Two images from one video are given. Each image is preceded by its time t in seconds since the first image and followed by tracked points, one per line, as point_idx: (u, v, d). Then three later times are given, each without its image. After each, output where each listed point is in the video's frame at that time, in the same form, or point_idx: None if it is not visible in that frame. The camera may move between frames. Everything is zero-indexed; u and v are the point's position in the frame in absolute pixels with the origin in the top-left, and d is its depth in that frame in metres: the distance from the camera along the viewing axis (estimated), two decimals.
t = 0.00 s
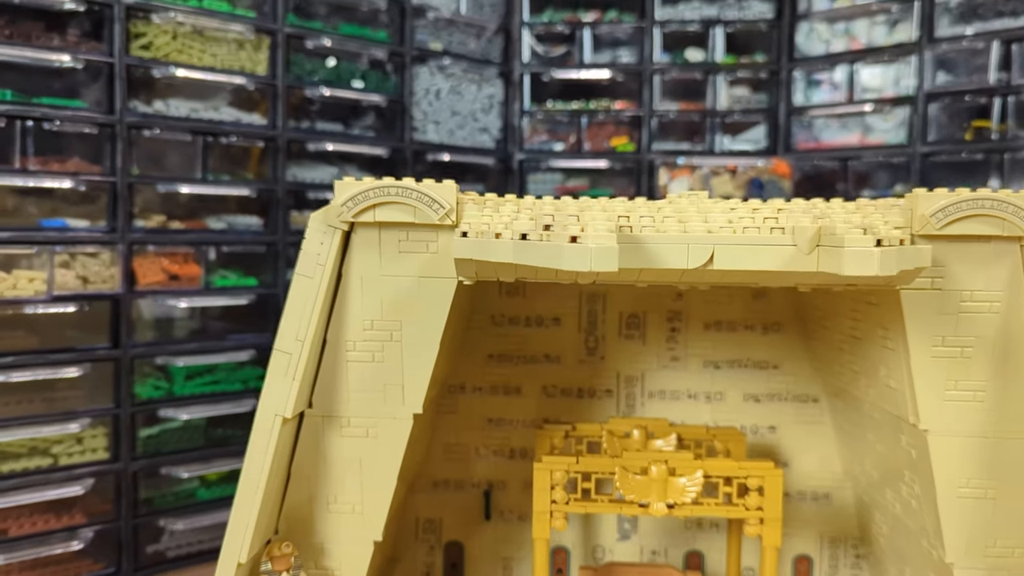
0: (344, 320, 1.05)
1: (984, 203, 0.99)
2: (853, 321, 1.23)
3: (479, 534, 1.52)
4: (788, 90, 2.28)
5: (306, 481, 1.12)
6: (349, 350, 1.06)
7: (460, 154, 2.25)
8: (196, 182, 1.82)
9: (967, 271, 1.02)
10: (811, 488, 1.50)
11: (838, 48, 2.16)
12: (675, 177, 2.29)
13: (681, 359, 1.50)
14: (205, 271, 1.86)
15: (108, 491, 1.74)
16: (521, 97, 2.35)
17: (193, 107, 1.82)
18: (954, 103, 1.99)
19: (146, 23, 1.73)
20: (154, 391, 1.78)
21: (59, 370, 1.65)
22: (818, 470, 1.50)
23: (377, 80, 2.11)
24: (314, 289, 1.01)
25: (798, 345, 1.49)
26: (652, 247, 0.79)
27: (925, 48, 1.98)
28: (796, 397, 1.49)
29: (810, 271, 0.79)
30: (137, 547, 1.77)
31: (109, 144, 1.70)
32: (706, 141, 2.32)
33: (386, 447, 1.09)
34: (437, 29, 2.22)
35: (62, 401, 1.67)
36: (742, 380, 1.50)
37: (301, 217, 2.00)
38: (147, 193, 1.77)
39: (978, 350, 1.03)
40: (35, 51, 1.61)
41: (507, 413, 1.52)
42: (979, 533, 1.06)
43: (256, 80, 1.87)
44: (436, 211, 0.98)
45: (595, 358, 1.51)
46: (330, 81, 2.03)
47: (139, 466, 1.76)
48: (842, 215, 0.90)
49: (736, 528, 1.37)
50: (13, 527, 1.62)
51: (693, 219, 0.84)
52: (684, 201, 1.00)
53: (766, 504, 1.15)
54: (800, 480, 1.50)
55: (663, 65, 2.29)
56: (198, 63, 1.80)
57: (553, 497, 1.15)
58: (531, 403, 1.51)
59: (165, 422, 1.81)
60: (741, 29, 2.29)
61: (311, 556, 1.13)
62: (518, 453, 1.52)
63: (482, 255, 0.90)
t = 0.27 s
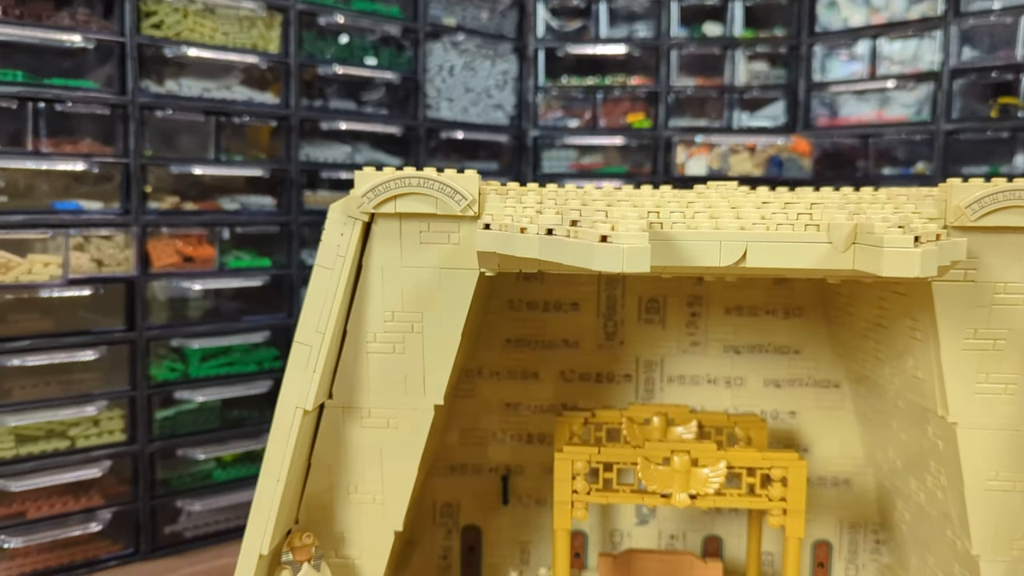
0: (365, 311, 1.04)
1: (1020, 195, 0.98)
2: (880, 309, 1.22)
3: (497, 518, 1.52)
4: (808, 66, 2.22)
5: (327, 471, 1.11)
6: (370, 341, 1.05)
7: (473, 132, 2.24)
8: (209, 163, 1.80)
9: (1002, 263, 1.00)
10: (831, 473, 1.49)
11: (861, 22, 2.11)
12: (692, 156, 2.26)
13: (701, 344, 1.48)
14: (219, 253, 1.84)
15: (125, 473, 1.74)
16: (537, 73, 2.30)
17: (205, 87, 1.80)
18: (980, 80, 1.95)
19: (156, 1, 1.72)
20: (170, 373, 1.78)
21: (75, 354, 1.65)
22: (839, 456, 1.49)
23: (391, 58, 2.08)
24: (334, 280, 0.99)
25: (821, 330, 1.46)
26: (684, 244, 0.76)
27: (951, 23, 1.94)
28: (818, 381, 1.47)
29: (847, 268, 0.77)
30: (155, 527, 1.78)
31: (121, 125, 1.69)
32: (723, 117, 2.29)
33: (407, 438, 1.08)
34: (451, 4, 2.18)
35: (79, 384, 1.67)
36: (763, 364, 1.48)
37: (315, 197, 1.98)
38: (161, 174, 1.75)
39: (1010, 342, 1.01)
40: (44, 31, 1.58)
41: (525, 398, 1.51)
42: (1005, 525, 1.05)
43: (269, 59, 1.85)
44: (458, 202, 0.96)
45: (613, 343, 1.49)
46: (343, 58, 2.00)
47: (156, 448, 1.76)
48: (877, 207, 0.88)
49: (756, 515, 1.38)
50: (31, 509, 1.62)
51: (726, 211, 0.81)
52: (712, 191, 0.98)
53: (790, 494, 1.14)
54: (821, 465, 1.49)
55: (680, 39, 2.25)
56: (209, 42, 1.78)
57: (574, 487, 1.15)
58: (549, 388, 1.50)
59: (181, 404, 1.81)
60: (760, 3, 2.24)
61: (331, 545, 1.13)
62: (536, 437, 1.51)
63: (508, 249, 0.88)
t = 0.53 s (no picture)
0: (387, 302, 1.02)
1: None
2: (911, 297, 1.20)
3: (517, 503, 1.51)
4: (832, 40, 2.18)
5: (349, 461, 1.10)
6: (391, 333, 1.03)
7: (490, 110, 2.22)
8: (224, 144, 1.78)
9: None
10: (855, 460, 1.47)
11: None
12: (713, 133, 2.22)
13: (724, 329, 1.46)
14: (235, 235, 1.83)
15: (145, 454, 1.75)
16: (554, 48, 2.28)
17: (220, 66, 1.78)
18: (1012, 55, 1.90)
19: None
20: (188, 355, 1.77)
21: (93, 338, 1.64)
22: (863, 442, 1.46)
23: (406, 34, 2.05)
24: (356, 272, 0.98)
25: (846, 315, 1.44)
26: (718, 241, 0.74)
27: None
28: (842, 367, 1.45)
29: (886, 266, 0.75)
30: (175, 509, 1.78)
31: (136, 106, 1.67)
32: (744, 92, 2.25)
33: (429, 429, 1.07)
34: None
35: (97, 366, 1.66)
36: (788, 349, 1.46)
37: (331, 177, 1.96)
38: (176, 155, 1.74)
39: None
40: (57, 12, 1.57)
41: (546, 383, 1.49)
42: None
43: (283, 37, 1.83)
44: (482, 192, 0.94)
45: (634, 328, 1.47)
46: (359, 35, 1.97)
47: (175, 431, 1.76)
48: (916, 198, 0.85)
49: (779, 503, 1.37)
50: (52, 492, 1.63)
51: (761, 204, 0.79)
52: (742, 181, 0.95)
53: (816, 486, 1.12)
54: (845, 451, 1.47)
55: (701, 13, 2.20)
56: (223, 20, 1.75)
57: (598, 478, 1.13)
58: (570, 373, 1.49)
59: (199, 386, 1.80)
60: None
61: (354, 535, 1.12)
62: (556, 423, 1.50)
63: (534, 243, 0.86)
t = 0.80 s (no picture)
0: (405, 317, 1.01)
1: None
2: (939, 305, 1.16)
3: (534, 507, 1.42)
4: (856, 28, 2.13)
5: (367, 474, 1.09)
6: (410, 347, 1.02)
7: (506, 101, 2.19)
8: (239, 141, 1.77)
9: None
10: (877, 464, 1.35)
11: None
12: (732, 126, 2.19)
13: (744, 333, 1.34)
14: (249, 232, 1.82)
15: (162, 453, 1.75)
16: (571, 38, 2.24)
17: (233, 61, 1.76)
18: None
19: None
20: (203, 353, 1.76)
21: (109, 338, 1.64)
22: (886, 445, 1.35)
23: (421, 25, 2.04)
24: (373, 287, 0.96)
25: (870, 317, 1.32)
26: (748, 267, 0.72)
27: None
28: (865, 371, 1.33)
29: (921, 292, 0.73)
30: (192, 506, 1.79)
31: (149, 104, 1.66)
32: (763, 82, 2.21)
33: (448, 443, 1.05)
34: None
35: (114, 366, 1.67)
36: (808, 353, 1.34)
37: (346, 172, 1.95)
38: (189, 152, 1.73)
39: None
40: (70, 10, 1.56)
41: (563, 385, 1.38)
42: None
43: (296, 30, 1.80)
44: (502, 208, 0.91)
45: (654, 330, 1.35)
46: (373, 27, 1.94)
47: (191, 429, 1.76)
48: (951, 216, 0.82)
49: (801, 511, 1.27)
50: (70, 492, 1.63)
51: (791, 226, 0.76)
52: (769, 194, 0.93)
53: (841, 499, 1.10)
54: (869, 454, 1.35)
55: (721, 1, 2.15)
56: (236, 15, 1.73)
57: (618, 490, 1.12)
58: (586, 376, 1.37)
59: (214, 384, 1.80)
60: None
61: (372, 546, 1.11)
62: (574, 425, 1.39)
63: (556, 262, 0.84)
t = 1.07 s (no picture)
0: (421, 329, 0.99)
1: None
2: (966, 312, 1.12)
3: (551, 509, 1.37)
4: (879, 18, 2.08)
5: (383, 485, 1.08)
6: (426, 359, 1.00)
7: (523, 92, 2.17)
8: (252, 138, 1.76)
9: None
10: (898, 468, 1.27)
11: None
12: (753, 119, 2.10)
13: (764, 336, 1.28)
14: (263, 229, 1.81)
15: (178, 450, 1.75)
16: (587, 28, 2.21)
17: (245, 57, 1.75)
18: None
19: None
20: (218, 351, 1.76)
21: (124, 337, 1.64)
22: (906, 449, 1.28)
23: (437, 16, 2.01)
24: (389, 300, 0.95)
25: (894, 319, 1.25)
26: (773, 292, 0.70)
27: None
28: (887, 374, 1.26)
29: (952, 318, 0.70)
30: (208, 503, 1.79)
31: (162, 101, 1.64)
32: (782, 73, 2.17)
33: (465, 455, 1.04)
34: None
35: (129, 365, 1.67)
36: (830, 356, 1.27)
37: (360, 167, 1.94)
38: (203, 149, 1.72)
39: None
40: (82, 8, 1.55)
41: (579, 388, 1.33)
42: None
43: (310, 25, 1.78)
44: (520, 222, 0.90)
45: (673, 332, 1.30)
46: (386, 20, 1.92)
47: (206, 427, 1.76)
48: (982, 233, 0.80)
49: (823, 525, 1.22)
50: (87, 490, 1.64)
51: (818, 247, 0.74)
52: (793, 207, 0.90)
53: (863, 512, 1.09)
54: (887, 458, 1.27)
55: None
56: (248, 10, 1.71)
57: (636, 501, 1.11)
58: (604, 378, 1.32)
59: (229, 381, 1.80)
60: None
61: (388, 555, 1.10)
62: (591, 428, 1.34)
63: (575, 280, 0.82)
